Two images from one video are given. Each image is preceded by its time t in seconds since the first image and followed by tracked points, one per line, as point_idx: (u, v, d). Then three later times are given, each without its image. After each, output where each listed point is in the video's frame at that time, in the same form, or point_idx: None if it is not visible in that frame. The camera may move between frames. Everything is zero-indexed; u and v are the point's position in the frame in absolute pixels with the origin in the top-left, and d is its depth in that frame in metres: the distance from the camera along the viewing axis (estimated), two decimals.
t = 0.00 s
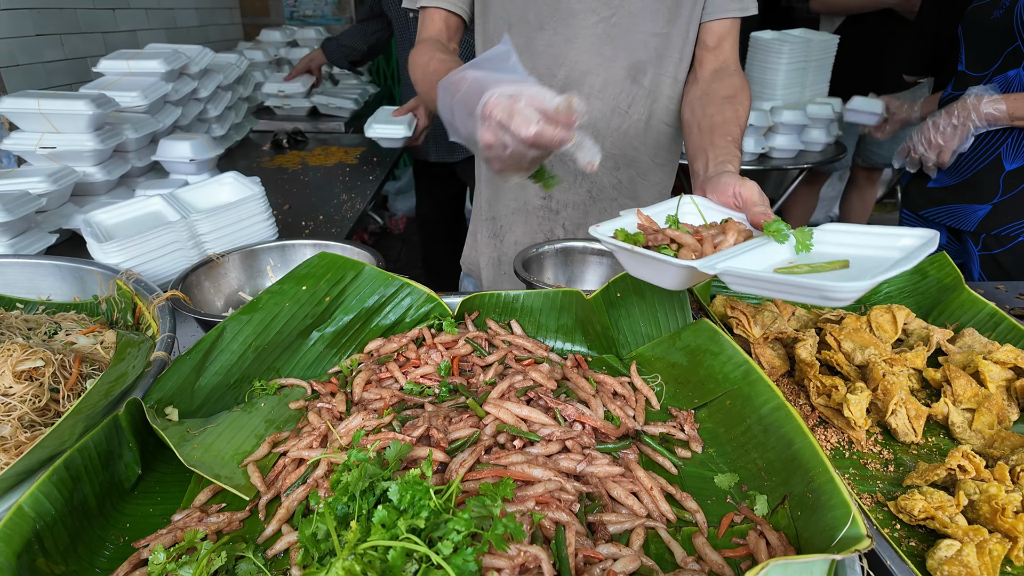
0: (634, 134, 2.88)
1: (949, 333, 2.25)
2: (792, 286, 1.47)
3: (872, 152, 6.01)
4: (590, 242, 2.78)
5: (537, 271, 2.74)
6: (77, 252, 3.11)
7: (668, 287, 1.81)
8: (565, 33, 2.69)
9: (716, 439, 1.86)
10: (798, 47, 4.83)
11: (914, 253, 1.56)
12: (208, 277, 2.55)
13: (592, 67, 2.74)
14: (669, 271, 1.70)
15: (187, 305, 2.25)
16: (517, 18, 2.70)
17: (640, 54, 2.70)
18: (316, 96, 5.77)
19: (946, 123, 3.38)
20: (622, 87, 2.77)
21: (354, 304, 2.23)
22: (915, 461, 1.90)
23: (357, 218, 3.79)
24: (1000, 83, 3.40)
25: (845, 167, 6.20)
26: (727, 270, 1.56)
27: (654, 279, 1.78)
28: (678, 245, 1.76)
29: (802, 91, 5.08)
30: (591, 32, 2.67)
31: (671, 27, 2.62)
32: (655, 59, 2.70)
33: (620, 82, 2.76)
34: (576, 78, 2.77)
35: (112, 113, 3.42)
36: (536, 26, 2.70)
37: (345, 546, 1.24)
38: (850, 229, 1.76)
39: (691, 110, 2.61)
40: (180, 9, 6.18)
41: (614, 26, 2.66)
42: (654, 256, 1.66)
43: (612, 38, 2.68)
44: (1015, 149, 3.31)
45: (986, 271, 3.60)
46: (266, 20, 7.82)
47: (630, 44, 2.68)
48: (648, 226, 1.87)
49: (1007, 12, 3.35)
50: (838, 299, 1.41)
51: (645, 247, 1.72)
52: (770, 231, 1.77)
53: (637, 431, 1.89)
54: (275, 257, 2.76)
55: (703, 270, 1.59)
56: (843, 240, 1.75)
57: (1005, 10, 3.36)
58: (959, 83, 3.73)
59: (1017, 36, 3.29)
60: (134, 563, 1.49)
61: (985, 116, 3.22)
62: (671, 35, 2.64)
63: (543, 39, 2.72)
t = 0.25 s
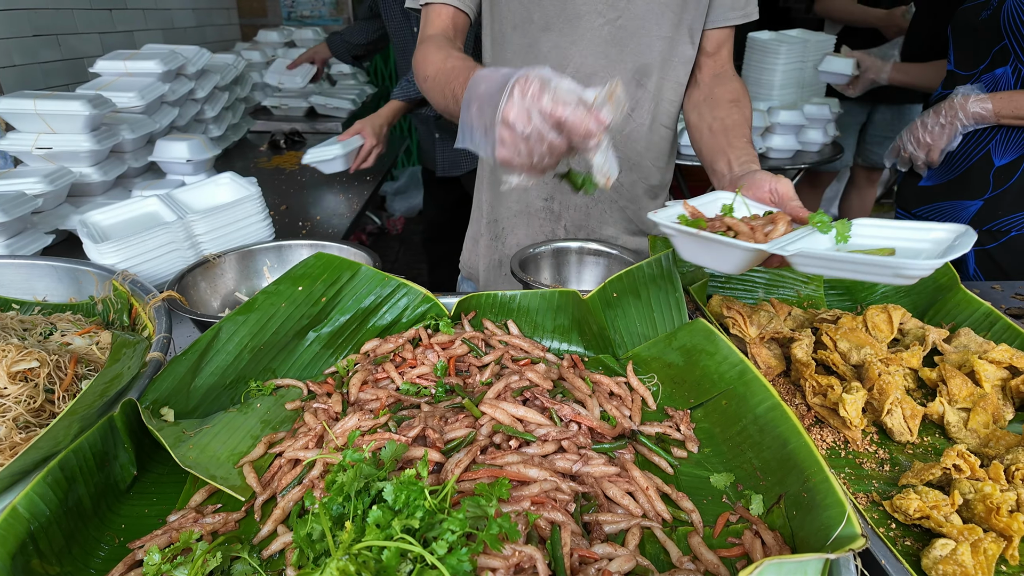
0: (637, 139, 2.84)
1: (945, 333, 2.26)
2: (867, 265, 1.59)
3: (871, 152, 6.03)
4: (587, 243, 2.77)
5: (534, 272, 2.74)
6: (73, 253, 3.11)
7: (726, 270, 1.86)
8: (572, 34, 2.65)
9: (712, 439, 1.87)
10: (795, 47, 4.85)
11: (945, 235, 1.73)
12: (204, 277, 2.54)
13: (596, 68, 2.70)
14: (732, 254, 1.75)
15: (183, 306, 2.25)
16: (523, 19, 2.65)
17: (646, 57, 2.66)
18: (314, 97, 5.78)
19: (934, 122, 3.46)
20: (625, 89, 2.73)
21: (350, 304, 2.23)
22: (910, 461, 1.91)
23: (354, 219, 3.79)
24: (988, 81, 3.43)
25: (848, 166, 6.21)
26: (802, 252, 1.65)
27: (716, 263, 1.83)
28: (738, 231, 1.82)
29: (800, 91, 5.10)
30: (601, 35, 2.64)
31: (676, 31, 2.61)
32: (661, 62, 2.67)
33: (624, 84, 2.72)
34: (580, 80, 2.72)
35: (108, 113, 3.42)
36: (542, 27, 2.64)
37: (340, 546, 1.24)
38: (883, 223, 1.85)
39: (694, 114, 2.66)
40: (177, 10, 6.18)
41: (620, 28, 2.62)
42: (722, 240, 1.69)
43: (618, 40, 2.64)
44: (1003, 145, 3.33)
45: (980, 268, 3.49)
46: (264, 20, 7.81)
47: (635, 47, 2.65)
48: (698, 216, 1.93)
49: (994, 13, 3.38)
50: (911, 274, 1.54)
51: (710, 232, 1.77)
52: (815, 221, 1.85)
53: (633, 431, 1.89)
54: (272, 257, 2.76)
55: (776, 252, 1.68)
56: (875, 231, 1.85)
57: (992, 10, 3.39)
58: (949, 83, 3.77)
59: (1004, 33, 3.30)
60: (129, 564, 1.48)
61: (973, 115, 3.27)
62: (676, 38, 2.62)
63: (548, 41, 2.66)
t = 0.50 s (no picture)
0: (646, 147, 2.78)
1: (941, 332, 2.26)
2: (940, 203, 2.20)
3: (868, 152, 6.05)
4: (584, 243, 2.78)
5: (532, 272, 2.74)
6: (70, 254, 3.10)
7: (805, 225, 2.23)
8: (590, 39, 2.51)
9: (708, 438, 1.87)
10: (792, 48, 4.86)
11: (968, 176, 2.34)
12: (201, 278, 2.54)
13: (614, 73, 2.58)
14: (819, 209, 2.12)
15: (180, 306, 2.24)
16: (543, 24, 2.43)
17: (661, 62, 2.59)
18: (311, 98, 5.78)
19: (937, 126, 3.40)
20: (640, 95, 2.64)
21: (347, 305, 2.23)
22: (906, 460, 1.91)
23: (352, 219, 3.79)
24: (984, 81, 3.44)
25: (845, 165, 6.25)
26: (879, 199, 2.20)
27: (801, 220, 2.19)
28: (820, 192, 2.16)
29: (797, 90, 5.11)
30: (622, 40, 2.53)
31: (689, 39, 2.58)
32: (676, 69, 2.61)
33: (638, 91, 2.63)
34: (598, 86, 2.61)
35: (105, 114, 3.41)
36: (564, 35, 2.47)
37: (336, 547, 1.24)
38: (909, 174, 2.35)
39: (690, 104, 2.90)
40: (174, 10, 6.18)
41: (636, 34, 2.52)
42: (811, 198, 2.06)
43: (635, 47, 2.54)
44: (1002, 142, 3.36)
45: (980, 264, 3.52)
46: (261, 21, 7.79)
47: (651, 53, 2.56)
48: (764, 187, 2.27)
49: (987, 13, 3.37)
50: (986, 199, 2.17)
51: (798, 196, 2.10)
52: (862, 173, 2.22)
53: (630, 431, 1.89)
54: (268, 258, 2.75)
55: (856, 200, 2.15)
56: (907, 177, 2.35)
57: (984, 11, 3.38)
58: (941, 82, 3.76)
59: (1000, 33, 3.31)
60: (125, 566, 1.48)
61: (977, 116, 3.24)
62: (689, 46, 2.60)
63: (569, 48, 2.50)
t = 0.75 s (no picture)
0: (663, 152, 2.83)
1: (938, 332, 2.27)
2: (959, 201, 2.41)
3: (863, 152, 6.08)
4: (581, 243, 2.78)
5: (529, 272, 2.74)
6: (67, 254, 3.10)
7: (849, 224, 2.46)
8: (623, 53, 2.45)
9: (706, 438, 1.87)
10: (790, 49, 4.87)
11: (946, 157, 2.82)
12: (200, 278, 2.54)
13: (641, 88, 2.56)
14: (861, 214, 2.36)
15: (178, 307, 2.24)
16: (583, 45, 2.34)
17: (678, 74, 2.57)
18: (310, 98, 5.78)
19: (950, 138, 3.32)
20: (662, 103, 2.65)
21: (345, 305, 2.23)
22: (904, 459, 1.92)
23: (350, 219, 3.79)
24: (975, 90, 3.47)
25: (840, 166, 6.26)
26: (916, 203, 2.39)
27: (846, 223, 2.42)
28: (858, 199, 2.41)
29: (795, 90, 5.12)
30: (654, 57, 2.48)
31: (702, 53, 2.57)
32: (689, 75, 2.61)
33: (662, 99, 2.63)
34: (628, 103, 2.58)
35: (102, 115, 3.41)
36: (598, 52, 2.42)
37: (335, 546, 1.24)
38: (901, 157, 2.84)
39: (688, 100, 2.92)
40: (173, 11, 6.18)
41: (660, 47, 2.46)
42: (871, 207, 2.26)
43: (658, 59, 2.49)
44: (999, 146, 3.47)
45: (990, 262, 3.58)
46: (259, 22, 7.79)
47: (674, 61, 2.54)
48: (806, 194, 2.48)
49: (971, 23, 3.37)
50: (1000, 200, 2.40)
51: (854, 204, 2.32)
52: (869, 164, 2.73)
53: (628, 431, 1.90)
54: (266, 258, 2.75)
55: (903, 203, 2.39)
56: (903, 159, 2.84)
57: (968, 22, 3.38)
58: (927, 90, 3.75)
59: (989, 41, 3.32)
60: (123, 566, 1.48)
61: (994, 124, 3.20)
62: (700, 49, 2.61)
63: (605, 64, 2.46)
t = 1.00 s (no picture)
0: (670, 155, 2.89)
1: (931, 331, 2.28)
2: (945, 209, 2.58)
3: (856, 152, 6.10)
4: (576, 243, 2.79)
5: (525, 272, 2.75)
6: (63, 254, 3.10)
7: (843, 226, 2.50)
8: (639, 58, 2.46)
9: (699, 437, 1.88)
10: (786, 50, 4.88)
11: (913, 175, 2.99)
12: (195, 279, 2.54)
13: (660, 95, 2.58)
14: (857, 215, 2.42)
15: (173, 307, 2.25)
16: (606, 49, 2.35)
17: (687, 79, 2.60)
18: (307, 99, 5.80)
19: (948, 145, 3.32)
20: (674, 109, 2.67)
21: (340, 305, 2.23)
22: (896, 458, 1.92)
23: (346, 220, 3.80)
24: (953, 95, 3.47)
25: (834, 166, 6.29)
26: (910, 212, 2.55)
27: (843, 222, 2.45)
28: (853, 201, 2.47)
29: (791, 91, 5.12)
30: (675, 60, 2.52)
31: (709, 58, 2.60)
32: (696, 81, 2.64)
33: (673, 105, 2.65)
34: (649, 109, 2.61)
35: (98, 115, 3.41)
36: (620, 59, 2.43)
37: (326, 546, 1.25)
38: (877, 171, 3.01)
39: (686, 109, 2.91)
40: (169, 11, 6.18)
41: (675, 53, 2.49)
42: (869, 207, 2.34)
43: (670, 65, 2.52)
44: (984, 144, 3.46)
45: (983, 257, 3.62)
46: (256, 22, 7.78)
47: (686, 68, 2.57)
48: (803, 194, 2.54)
49: (938, 34, 3.48)
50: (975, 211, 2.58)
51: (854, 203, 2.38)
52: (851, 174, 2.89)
53: (621, 430, 1.90)
54: (262, 259, 2.75)
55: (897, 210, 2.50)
56: (878, 172, 3.01)
57: (935, 32, 3.48)
58: (906, 102, 3.75)
59: (959, 47, 3.40)
60: (117, 566, 1.48)
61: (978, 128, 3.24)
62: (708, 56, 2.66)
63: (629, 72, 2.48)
